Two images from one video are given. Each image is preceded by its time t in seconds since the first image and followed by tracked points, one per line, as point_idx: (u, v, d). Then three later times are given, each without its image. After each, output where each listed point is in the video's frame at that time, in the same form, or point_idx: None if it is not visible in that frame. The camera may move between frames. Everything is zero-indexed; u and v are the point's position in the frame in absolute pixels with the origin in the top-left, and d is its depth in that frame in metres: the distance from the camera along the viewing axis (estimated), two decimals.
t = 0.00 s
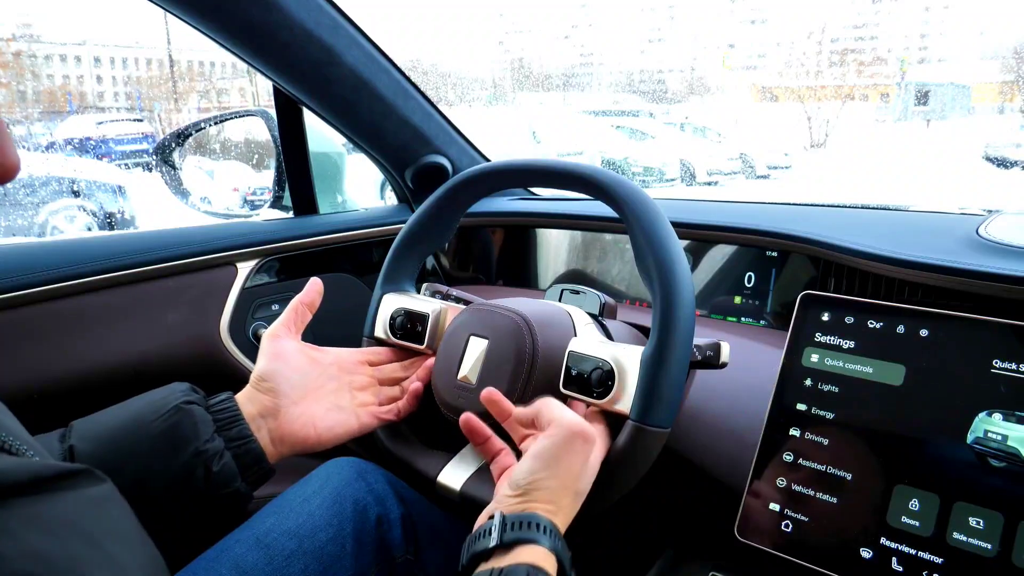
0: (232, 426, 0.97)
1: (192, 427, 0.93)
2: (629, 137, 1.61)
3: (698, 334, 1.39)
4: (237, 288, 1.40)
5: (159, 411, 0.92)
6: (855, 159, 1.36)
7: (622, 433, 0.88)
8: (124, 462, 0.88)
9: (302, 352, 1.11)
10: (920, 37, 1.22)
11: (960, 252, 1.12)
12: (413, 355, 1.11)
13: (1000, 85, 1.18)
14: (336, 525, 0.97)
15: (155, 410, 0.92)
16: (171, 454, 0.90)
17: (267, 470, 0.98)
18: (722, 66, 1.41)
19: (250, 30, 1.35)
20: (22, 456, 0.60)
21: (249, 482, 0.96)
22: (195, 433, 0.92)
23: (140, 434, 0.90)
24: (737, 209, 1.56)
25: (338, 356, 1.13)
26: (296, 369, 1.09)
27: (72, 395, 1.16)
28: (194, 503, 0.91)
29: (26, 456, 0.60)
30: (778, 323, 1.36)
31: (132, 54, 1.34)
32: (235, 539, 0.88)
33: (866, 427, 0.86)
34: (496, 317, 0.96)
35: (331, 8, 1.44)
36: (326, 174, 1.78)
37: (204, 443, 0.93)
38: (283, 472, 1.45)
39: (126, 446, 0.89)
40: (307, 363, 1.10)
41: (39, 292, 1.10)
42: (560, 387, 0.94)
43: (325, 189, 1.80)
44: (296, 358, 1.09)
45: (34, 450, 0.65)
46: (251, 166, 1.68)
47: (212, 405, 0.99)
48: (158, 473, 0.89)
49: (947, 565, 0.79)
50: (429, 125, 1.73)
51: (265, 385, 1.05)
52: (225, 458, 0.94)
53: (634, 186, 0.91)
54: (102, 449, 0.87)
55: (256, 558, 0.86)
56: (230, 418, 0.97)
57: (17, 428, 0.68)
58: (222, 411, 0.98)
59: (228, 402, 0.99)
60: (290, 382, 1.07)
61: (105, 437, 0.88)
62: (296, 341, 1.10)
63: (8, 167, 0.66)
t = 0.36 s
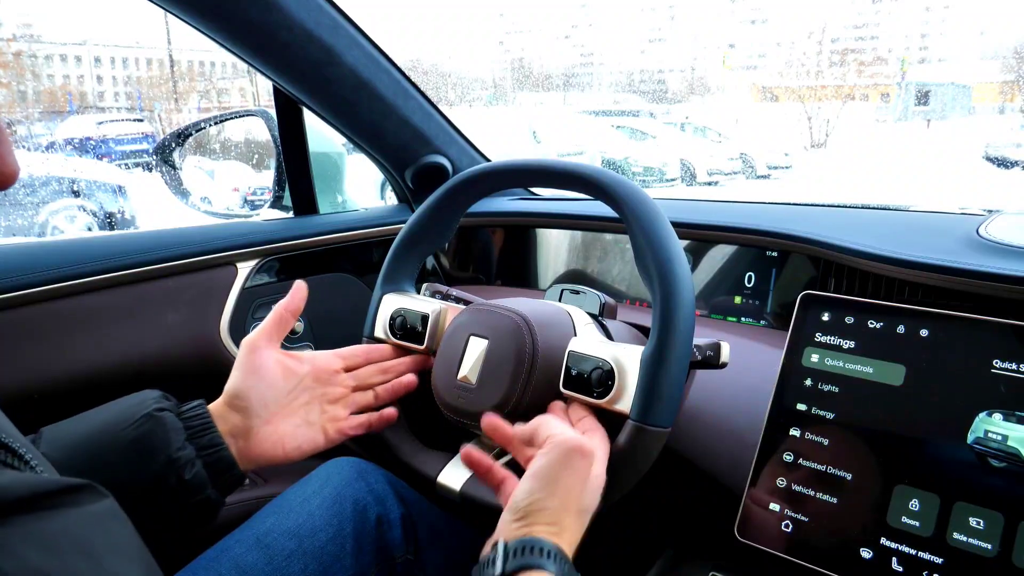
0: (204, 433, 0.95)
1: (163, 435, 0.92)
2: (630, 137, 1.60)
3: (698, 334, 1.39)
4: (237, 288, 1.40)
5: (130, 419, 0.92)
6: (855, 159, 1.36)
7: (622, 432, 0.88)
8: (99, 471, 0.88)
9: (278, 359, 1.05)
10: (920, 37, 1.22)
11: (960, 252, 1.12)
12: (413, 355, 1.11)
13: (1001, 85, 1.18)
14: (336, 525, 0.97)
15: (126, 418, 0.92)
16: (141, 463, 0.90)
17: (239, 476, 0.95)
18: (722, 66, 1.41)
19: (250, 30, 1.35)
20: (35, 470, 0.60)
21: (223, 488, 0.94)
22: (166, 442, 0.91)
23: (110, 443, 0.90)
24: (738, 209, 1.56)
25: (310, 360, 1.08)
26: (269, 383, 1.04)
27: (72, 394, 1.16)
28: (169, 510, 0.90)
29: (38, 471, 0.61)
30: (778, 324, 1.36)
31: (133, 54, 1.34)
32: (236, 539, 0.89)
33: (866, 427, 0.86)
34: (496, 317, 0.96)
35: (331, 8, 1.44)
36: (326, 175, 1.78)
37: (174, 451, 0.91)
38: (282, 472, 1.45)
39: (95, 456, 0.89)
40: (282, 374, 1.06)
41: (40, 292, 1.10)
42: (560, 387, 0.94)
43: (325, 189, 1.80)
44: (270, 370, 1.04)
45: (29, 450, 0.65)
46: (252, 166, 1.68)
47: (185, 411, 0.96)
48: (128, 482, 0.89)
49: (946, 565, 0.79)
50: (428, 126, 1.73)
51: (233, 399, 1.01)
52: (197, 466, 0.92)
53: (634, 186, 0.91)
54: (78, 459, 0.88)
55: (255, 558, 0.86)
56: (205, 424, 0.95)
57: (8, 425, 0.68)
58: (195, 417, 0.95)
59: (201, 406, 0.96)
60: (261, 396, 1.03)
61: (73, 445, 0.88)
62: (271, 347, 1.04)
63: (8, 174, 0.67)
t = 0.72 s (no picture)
0: (188, 454, 1.01)
1: (148, 455, 0.96)
2: (630, 136, 1.59)
3: (699, 335, 1.39)
4: (238, 288, 1.40)
5: (116, 437, 0.95)
6: (855, 158, 1.36)
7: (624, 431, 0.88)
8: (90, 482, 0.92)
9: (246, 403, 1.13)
10: (921, 37, 1.22)
11: (961, 252, 1.12)
12: (414, 356, 1.11)
13: (1002, 84, 1.18)
14: (338, 524, 0.97)
15: (113, 437, 0.95)
16: (127, 481, 0.94)
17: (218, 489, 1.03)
18: (723, 65, 1.41)
19: (251, 30, 1.35)
20: (41, 482, 0.60)
21: (203, 501, 1.02)
22: (153, 460, 0.96)
23: (97, 461, 0.93)
24: (738, 209, 1.56)
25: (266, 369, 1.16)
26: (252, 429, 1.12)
27: (73, 394, 1.16)
28: (154, 524, 0.95)
29: (43, 481, 0.61)
30: (779, 324, 1.36)
31: (133, 54, 1.34)
32: (238, 539, 0.89)
33: (867, 427, 0.86)
34: (497, 317, 0.96)
35: (331, 7, 1.44)
36: (327, 175, 1.78)
37: (161, 468, 0.96)
38: (283, 472, 1.45)
39: (84, 476, 0.92)
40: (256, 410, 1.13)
41: (41, 292, 1.10)
42: (562, 386, 0.94)
43: (326, 189, 1.79)
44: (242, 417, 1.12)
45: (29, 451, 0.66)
46: (252, 166, 1.67)
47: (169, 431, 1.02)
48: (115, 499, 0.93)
49: (948, 565, 0.79)
50: (429, 126, 1.73)
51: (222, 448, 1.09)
52: (181, 484, 0.98)
53: (634, 186, 0.91)
54: (69, 468, 0.92)
55: (256, 558, 0.86)
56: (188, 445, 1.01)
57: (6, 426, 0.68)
58: (179, 437, 1.01)
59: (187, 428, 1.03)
60: (250, 441, 1.12)
61: (63, 460, 0.92)
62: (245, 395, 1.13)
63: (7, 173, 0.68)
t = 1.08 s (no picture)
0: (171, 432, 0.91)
1: (142, 436, 0.90)
2: (631, 136, 1.59)
3: (700, 335, 1.39)
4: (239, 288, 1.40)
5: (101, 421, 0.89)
6: (855, 158, 1.36)
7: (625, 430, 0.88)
8: (78, 467, 0.86)
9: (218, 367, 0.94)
10: (921, 37, 1.22)
11: (962, 253, 1.12)
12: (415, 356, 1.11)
13: (1003, 84, 1.18)
14: (339, 524, 0.97)
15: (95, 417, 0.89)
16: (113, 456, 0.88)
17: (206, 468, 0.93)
18: (723, 65, 1.41)
19: (251, 29, 1.35)
20: (43, 483, 0.60)
21: (192, 481, 0.92)
22: (133, 442, 0.89)
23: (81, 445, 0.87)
24: (739, 209, 1.56)
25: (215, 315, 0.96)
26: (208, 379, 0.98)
27: (73, 394, 1.16)
28: (141, 502, 0.88)
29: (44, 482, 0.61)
30: (779, 324, 1.36)
31: (134, 54, 1.34)
32: (239, 538, 0.89)
33: (869, 427, 0.86)
34: (497, 317, 0.96)
35: (332, 7, 1.44)
36: (328, 175, 1.78)
37: (147, 451, 0.89)
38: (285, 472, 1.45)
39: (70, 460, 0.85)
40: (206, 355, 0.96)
41: (42, 293, 1.11)
42: (562, 386, 0.94)
43: (326, 189, 1.79)
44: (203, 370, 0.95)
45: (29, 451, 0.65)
46: (253, 166, 1.67)
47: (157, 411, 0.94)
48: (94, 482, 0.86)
49: (949, 565, 0.79)
50: (430, 125, 1.73)
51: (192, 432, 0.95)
52: (170, 465, 0.90)
53: (634, 185, 0.91)
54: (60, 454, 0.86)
55: (257, 558, 0.86)
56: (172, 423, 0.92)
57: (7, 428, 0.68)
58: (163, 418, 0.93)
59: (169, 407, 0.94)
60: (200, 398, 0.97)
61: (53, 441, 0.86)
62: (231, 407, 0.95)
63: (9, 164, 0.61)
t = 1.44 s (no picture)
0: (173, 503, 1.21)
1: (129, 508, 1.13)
2: (631, 136, 1.59)
3: (701, 335, 1.39)
4: (240, 288, 1.40)
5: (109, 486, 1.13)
6: (855, 158, 1.36)
7: (626, 430, 0.88)
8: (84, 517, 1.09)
9: (343, 511, 0.81)
10: (921, 37, 1.22)
11: (962, 253, 1.12)
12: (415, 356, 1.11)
13: (1002, 84, 1.18)
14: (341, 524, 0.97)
15: (158, 505, 0.68)
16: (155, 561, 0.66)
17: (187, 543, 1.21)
18: (723, 65, 1.41)
19: (251, 29, 1.36)
20: (41, 484, 0.59)
21: None
22: (190, 547, 0.68)
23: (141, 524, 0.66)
24: (739, 209, 1.56)
25: (350, 452, 0.87)
26: (302, 495, 0.82)
27: (74, 394, 1.16)
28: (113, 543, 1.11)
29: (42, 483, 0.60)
30: (780, 324, 1.36)
31: (135, 54, 1.34)
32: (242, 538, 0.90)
33: (870, 428, 0.86)
34: (498, 317, 0.96)
35: (332, 6, 1.44)
36: (328, 175, 1.78)
37: (197, 562, 0.68)
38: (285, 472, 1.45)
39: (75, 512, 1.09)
40: (328, 481, 0.83)
41: (41, 292, 1.11)
42: (563, 386, 0.94)
43: (326, 189, 1.79)
44: (328, 499, 0.81)
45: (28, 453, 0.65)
46: (254, 167, 1.67)
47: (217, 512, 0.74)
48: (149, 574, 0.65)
49: (949, 565, 0.79)
50: (430, 125, 1.73)
51: (250, 544, 0.75)
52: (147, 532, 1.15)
53: (635, 185, 0.91)
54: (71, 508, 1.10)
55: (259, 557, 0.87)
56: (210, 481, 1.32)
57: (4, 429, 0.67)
58: (225, 525, 0.73)
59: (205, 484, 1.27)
60: (293, 508, 0.79)
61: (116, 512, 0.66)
62: (334, 560, 0.77)
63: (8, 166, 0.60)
